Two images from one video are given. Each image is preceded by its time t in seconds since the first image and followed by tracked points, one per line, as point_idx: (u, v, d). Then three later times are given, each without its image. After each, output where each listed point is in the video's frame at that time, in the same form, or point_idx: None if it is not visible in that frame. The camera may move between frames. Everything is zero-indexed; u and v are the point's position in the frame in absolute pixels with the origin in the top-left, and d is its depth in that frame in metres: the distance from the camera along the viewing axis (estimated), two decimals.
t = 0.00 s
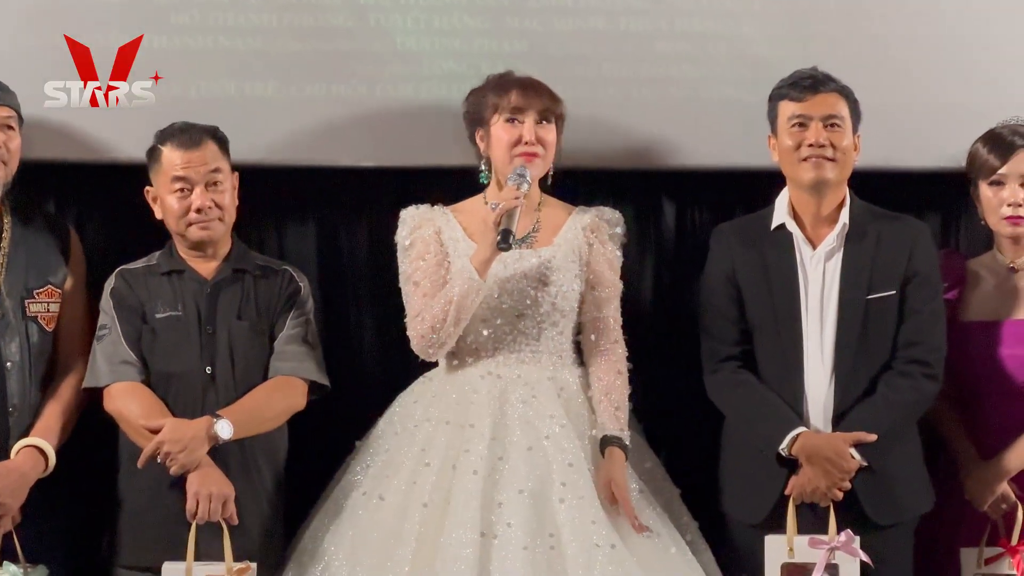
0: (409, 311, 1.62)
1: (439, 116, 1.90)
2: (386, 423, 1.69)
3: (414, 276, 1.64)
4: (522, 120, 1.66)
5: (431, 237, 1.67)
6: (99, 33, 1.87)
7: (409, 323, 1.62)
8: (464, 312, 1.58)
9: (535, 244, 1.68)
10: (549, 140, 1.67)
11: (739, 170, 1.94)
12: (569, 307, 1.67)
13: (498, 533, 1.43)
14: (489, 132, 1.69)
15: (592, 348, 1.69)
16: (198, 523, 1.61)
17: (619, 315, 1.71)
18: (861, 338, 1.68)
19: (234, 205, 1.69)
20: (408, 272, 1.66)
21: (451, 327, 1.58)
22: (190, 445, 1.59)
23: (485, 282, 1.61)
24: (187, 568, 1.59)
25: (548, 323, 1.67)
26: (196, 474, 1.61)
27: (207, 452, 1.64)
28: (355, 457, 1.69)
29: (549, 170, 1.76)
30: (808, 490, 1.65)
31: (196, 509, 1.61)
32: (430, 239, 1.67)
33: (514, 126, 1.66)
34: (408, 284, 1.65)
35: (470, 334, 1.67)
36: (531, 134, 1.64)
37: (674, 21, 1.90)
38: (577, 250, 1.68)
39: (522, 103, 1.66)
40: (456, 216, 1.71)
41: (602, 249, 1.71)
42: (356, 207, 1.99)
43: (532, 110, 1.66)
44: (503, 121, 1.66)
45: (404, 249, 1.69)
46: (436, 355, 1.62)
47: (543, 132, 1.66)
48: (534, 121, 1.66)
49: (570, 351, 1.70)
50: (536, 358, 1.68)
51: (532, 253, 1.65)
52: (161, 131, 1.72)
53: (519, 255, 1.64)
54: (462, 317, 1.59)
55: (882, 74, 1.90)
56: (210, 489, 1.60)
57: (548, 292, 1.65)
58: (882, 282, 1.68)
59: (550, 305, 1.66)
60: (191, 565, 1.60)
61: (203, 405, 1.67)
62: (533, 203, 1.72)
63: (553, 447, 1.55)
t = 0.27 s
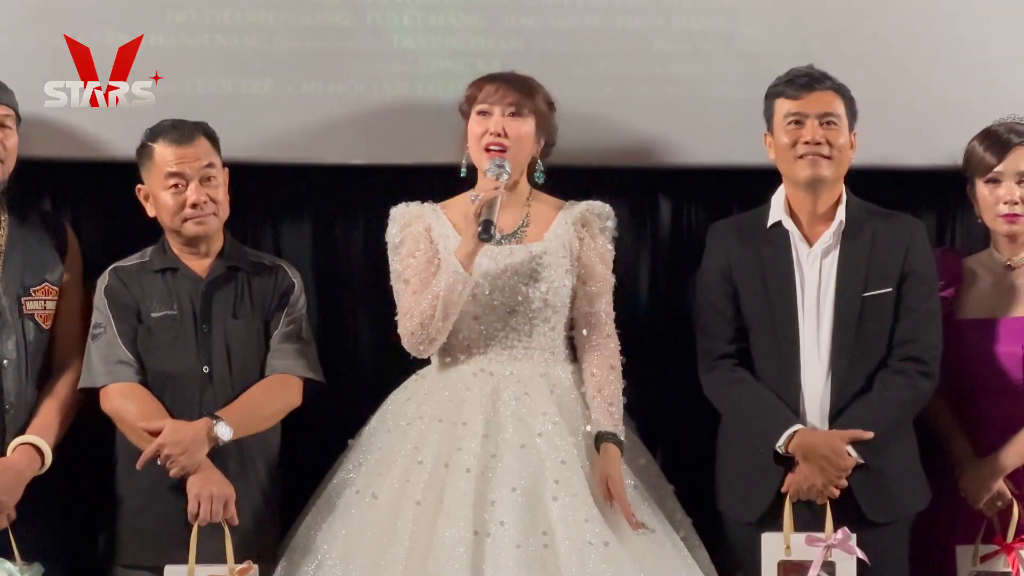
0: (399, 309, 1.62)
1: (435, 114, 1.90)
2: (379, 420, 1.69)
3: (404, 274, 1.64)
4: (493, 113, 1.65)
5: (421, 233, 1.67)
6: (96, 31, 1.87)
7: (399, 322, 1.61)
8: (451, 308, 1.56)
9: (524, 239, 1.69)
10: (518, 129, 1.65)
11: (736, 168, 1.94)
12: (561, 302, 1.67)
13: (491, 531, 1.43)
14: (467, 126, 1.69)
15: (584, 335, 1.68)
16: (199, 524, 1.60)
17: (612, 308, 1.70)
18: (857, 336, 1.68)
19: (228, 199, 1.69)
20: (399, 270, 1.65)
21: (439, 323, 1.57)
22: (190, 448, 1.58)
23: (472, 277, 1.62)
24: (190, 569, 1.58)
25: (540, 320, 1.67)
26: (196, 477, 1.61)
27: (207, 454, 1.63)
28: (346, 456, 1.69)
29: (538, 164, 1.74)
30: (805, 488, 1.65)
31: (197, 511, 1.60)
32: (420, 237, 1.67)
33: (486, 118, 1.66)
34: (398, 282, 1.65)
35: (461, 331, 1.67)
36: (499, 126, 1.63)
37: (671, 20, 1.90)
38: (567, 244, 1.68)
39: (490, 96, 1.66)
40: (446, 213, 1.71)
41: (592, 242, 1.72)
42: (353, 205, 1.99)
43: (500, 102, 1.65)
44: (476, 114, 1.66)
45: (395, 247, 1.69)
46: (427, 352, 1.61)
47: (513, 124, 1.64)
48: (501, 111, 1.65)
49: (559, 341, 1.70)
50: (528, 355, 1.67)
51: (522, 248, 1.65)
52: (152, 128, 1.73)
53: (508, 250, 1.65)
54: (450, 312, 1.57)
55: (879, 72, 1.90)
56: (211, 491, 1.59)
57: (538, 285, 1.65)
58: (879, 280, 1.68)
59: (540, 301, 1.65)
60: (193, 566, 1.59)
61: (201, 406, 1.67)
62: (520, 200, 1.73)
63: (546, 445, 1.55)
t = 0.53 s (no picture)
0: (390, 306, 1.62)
1: (433, 112, 1.90)
2: (375, 417, 1.69)
3: (398, 271, 1.64)
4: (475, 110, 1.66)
5: (414, 230, 1.67)
6: (95, 30, 1.87)
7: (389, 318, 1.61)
8: (435, 300, 1.56)
9: (517, 234, 1.68)
10: (499, 124, 1.64)
11: (734, 166, 1.94)
12: (554, 298, 1.68)
13: (486, 529, 1.43)
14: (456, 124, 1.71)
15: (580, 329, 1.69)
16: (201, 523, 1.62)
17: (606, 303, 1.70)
18: (855, 334, 1.69)
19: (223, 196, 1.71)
20: (392, 268, 1.66)
21: (426, 317, 1.57)
22: (194, 447, 1.60)
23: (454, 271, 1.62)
24: (190, 570, 1.59)
25: (534, 317, 1.67)
26: (198, 476, 1.62)
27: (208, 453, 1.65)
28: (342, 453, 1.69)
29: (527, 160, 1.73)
30: (802, 486, 1.66)
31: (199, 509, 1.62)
32: (413, 234, 1.67)
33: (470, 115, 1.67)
34: (392, 279, 1.65)
35: (454, 327, 1.66)
36: (478, 122, 1.64)
37: (669, 18, 1.90)
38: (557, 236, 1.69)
39: (474, 92, 1.67)
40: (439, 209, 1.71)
41: (586, 237, 1.72)
42: (350, 203, 1.99)
43: (484, 98, 1.66)
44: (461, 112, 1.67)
45: (389, 244, 1.68)
46: (418, 347, 1.61)
47: (492, 120, 1.64)
48: (483, 107, 1.65)
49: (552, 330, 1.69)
50: (523, 352, 1.67)
51: (515, 242, 1.66)
52: (142, 125, 1.74)
53: (501, 245, 1.65)
54: (437, 307, 1.57)
55: (878, 71, 1.90)
56: (214, 491, 1.62)
57: (530, 276, 1.65)
58: (876, 278, 1.69)
59: (534, 296, 1.65)
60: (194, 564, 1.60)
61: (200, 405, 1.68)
62: (512, 195, 1.72)
63: (540, 442, 1.55)
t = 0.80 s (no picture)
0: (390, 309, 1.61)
1: (432, 110, 1.90)
2: (375, 419, 1.69)
3: (398, 274, 1.64)
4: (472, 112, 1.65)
5: (414, 233, 1.67)
6: (94, 29, 1.87)
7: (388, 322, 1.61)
8: (434, 309, 1.56)
9: (517, 238, 1.68)
10: (499, 126, 1.64)
11: (733, 164, 1.94)
12: (554, 305, 1.68)
13: (484, 536, 1.44)
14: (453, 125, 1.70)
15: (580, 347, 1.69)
16: (203, 517, 1.62)
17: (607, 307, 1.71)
18: (853, 331, 1.69)
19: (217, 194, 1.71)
20: (393, 270, 1.65)
21: (424, 325, 1.57)
22: (197, 442, 1.61)
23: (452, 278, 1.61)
24: (194, 566, 1.60)
25: (535, 324, 1.67)
26: (199, 471, 1.63)
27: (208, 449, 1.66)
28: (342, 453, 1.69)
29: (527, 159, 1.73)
30: (801, 484, 1.66)
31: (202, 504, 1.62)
32: (413, 236, 1.67)
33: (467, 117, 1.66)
34: (392, 282, 1.65)
35: (455, 333, 1.66)
36: (476, 126, 1.63)
37: (669, 16, 1.90)
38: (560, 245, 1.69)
39: (472, 94, 1.66)
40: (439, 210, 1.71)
41: (585, 243, 1.72)
42: (349, 201, 1.99)
43: (482, 100, 1.64)
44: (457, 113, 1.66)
45: (389, 245, 1.68)
46: (417, 354, 1.61)
47: (489, 123, 1.63)
48: (482, 109, 1.64)
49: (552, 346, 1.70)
50: (524, 358, 1.67)
51: (516, 249, 1.65)
52: (139, 122, 1.74)
53: (502, 250, 1.65)
54: (436, 314, 1.57)
55: (876, 70, 1.90)
56: (217, 484, 1.62)
57: (534, 293, 1.66)
58: (874, 276, 1.69)
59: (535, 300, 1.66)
60: (199, 556, 1.60)
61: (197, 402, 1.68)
62: (512, 197, 1.71)
63: (539, 449, 1.55)
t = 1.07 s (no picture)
0: (403, 317, 1.60)
1: (431, 109, 1.90)
2: (382, 421, 1.69)
3: (409, 279, 1.62)
4: (493, 118, 1.65)
5: (424, 239, 1.65)
6: (94, 28, 1.87)
7: (402, 331, 1.60)
8: (453, 320, 1.55)
9: (525, 244, 1.66)
10: (520, 134, 1.65)
11: (731, 162, 1.94)
12: (563, 310, 1.67)
13: (492, 541, 1.43)
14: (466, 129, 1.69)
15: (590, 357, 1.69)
16: (201, 512, 1.63)
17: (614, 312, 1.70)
18: (849, 330, 1.69)
19: (211, 193, 1.70)
20: (402, 274, 1.63)
21: (441, 334, 1.57)
22: (192, 436, 1.61)
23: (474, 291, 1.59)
24: (195, 563, 1.59)
25: (546, 330, 1.66)
26: (195, 466, 1.63)
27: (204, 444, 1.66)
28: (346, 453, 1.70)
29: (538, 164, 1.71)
30: (795, 482, 1.67)
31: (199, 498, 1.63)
32: (423, 242, 1.65)
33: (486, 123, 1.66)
34: (402, 287, 1.63)
35: (465, 340, 1.64)
36: (501, 133, 1.63)
37: (668, 16, 1.90)
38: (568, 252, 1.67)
39: (492, 100, 1.65)
40: (447, 215, 1.70)
41: (592, 246, 1.71)
42: (347, 199, 1.99)
43: (502, 107, 1.65)
44: (476, 120, 1.65)
45: (398, 247, 1.67)
46: (430, 361, 1.61)
47: (513, 129, 1.64)
48: (504, 117, 1.64)
49: (558, 353, 1.70)
50: (535, 366, 1.67)
51: (528, 258, 1.63)
52: (136, 120, 1.73)
53: (514, 261, 1.62)
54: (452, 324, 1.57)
55: (875, 69, 1.91)
56: (214, 479, 1.63)
57: (546, 302, 1.64)
58: (870, 275, 1.69)
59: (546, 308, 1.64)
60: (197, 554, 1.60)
61: (192, 399, 1.68)
62: (520, 201, 1.70)
63: (548, 454, 1.55)
